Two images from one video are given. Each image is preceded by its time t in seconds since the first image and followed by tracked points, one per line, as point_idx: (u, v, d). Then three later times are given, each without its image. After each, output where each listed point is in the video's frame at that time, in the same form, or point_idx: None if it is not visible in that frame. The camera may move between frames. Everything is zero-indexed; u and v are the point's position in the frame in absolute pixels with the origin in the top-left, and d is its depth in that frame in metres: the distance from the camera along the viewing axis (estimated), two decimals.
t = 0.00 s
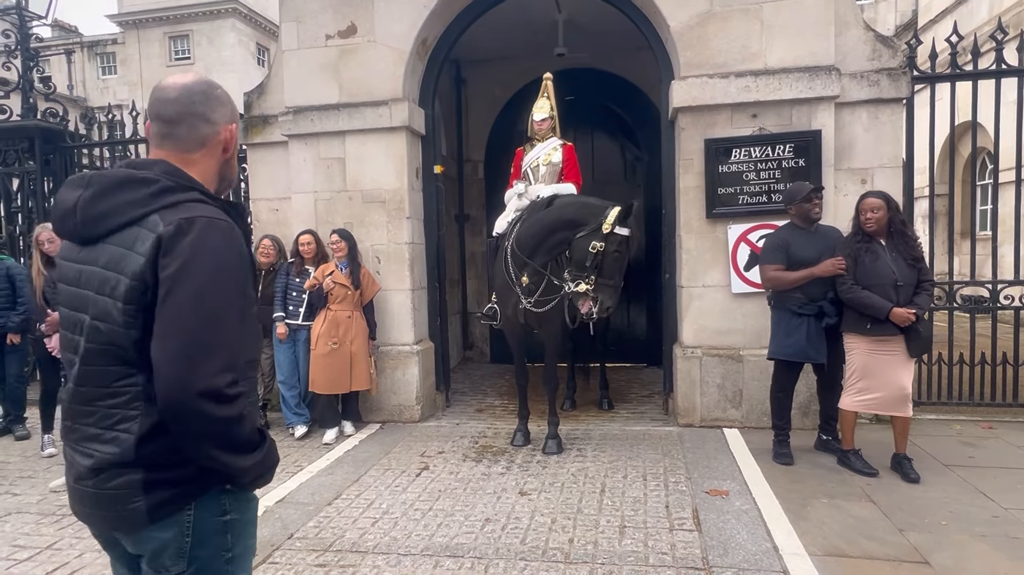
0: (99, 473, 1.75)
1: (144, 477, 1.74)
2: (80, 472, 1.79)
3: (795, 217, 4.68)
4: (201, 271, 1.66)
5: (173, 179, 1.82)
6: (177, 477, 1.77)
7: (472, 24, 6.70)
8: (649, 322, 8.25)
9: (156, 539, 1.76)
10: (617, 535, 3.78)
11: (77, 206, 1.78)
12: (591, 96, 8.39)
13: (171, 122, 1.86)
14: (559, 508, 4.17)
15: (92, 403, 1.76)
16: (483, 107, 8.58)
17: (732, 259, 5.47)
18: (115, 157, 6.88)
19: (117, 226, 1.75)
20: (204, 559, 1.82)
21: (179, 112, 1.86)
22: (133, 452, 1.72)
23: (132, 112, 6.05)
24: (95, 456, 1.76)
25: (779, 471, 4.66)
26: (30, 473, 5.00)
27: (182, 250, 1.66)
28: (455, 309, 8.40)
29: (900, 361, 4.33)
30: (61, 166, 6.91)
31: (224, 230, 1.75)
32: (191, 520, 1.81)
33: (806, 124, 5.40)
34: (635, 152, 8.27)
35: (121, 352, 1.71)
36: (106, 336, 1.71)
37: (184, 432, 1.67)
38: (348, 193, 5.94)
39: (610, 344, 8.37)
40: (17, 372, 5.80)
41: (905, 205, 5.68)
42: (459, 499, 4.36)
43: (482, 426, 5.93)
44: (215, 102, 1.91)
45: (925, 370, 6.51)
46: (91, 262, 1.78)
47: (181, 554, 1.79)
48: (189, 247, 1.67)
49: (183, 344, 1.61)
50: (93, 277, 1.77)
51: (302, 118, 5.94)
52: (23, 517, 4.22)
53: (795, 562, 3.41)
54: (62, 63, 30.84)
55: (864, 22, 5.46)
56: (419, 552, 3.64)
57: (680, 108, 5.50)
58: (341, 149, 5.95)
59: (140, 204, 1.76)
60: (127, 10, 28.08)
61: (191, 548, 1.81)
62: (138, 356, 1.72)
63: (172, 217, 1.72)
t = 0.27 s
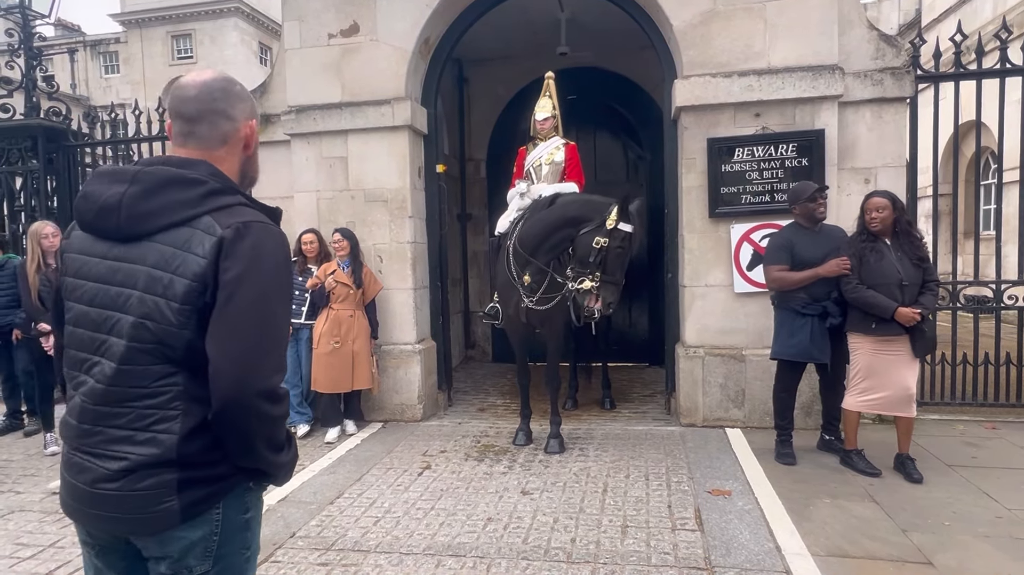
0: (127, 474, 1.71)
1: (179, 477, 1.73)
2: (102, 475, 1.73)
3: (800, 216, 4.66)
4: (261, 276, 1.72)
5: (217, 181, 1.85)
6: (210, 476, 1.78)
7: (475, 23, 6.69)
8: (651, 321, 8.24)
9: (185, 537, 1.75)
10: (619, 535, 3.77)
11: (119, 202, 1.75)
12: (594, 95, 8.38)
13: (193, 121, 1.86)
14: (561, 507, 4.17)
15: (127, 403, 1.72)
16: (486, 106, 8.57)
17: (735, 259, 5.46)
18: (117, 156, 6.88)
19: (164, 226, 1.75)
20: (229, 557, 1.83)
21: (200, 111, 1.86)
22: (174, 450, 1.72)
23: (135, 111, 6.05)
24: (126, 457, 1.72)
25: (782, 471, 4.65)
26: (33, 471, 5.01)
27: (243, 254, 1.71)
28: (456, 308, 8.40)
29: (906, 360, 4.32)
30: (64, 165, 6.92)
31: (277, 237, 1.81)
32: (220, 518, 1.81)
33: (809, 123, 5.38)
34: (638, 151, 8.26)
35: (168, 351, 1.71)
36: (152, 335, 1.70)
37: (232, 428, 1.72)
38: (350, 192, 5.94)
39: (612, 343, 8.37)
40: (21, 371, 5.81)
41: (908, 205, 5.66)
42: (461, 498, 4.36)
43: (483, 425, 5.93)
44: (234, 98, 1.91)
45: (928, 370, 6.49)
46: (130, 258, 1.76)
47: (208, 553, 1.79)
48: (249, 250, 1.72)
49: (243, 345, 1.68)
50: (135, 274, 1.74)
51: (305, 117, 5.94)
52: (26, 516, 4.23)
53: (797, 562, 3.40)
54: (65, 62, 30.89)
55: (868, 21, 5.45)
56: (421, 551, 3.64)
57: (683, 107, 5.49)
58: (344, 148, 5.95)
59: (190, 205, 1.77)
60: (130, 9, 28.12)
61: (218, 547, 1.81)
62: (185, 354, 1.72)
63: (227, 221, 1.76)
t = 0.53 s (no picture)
0: (139, 473, 1.71)
1: (190, 473, 1.74)
2: (112, 474, 1.72)
3: (804, 216, 4.65)
4: (256, 270, 1.73)
5: (202, 178, 1.84)
6: (219, 472, 1.79)
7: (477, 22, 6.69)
8: (653, 321, 8.23)
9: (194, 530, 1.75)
10: (621, 535, 3.76)
11: (105, 206, 1.73)
12: (596, 95, 8.38)
13: (164, 115, 1.84)
14: (563, 507, 4.17)
15: (135, 403, 1.71)
16: (487, 106, 8.57)
17: (737, 259, 5.44)
18: (120, 155, 6.89)
19: (154, 227, 1.74)
20: (237, 552, 1.83)
21: (170, 104, 1.83)
22: (185, 447, 1.73)
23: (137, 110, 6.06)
24: (137, 456, 1.71)
25: (784, 471, 4.64)
26: (35, 470, 5.01)
27: (237, 250, 1.71)
28: (458, 308, 8.40)
29: (910, 360, 4.29)
30: (67, 164, 6.92)
31: (268, 228, 1.82)
32: (229, 513, 1.82)
33: (812, 123, 5.37)
34: (640, 151, 8.25)
35: (174, 351, 1.71)
36: (156, 337, 1.70)
37: (241, 423, 1.74)
38: (352, 191, 5.94)
39: (614, 343, 8.36)
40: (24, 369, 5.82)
41: (911, 204, 5.65)
42: (463, 497, 4.35)
43: (485, 425, 5.92)
44: (206, 91, 1.88)
45: (931, 370, 6.48)
46: (121, 263, 1.74)
47: (217, 547, 1.79)
48: (241, 245, 1.73)
49: (245, 339, 1.69)
50: (130, 278, 1.72)
51: (307, 117, 5.94)
52: (28, 514, 4.23)
53: (800, 563, 3.39)
54: (68, 62, 30.95)
55: (872, 20, 5.43)
56: (422, 551, 3.64)
57: (685, 107, 5.47)
58: (346, 147, 5.95)
59: (178, 204, 1.77)
60: (133, 9, 28.17)
61: (226, 542, 1.81)
62: (189, 353, 1.73)
63: (217, 217, 1.77)
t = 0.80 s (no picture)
0: (145, 470, 1.71)
1: (195, 469, 1.74)
2: (118, 472, 1.71)
3: (808, 216, 4.64)
4: (250, 266, 1.73)
5: (187, 176, 1.83)
6: (225, 468, 1.80)
7: (479, 22, 6.69)
8: (655, 321, 8.22)
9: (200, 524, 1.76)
10: (623, 536, 3.76)
11: (94, 210, 1.71)
12: (598, 94, 8.37)
13: (136, 115, 1.85)
14: (565, 507, 4.16)
15: (139, 403, 1.71)
16: (489, 105, 8.57)
17: (740, 259, 5.43)
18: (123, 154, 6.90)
19: (145, 228, 1.73)
20: (243, 546, 1.84)
21: (140, 104, 1.84)
22: (191, 444, 1.74)
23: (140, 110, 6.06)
24: (143, 454, 1.71)
25: (787, 472, 4.63)
26: (37, 469, 5.01)
27: (230, 247, 1.72)
28: (460, 308, 8.39)
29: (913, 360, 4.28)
30: (70, 163, 6.93)
31: (260, 223, 1.83)
32: (235, 508, 1.83)
33: (815, 123, 5.36)
34: (642, 150, 8.24)
35: (175, 351, 1.71)
36: (157, 337, 1.70)
37: (245, 418, 1.76)
38: (354, 191, 5.94)
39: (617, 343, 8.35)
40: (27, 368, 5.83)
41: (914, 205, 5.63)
42: (464, 497, 4.35)
43: (487, 424, 5.92)
44: (178, 87, 1.88)
45: (934, 371, 6.46)
46: (114, 268, 1.73)
47: (224, 541, 1.80)
48: (233, 243, 1.73)
49: (244, 335, 1.71)
50: (126, 280, 1.72)
51: (309, 116, 5.94)
52: (31, 513, 4.24)
53: (802, 564, 3.38)
54: (71, 62, 31.00)
55: (875, 20, 5.42)
56: (424, 551, 3.63)
57: (688, 106, 5.46)
58: (348, 147, 5.95)
59: (168, 203, 1.76)
60: (136, 9, 28.22)
61: (233, 535, 1.82)
62: (189, 352, 1.73)
63: (207, 215, 1.77)
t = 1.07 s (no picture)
0: (148, 469, 1.71)
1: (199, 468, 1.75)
2: (120, 472, 1.71)
3: (810, 217, 4.65)
4: (258, 266, 1.76)
5: (194, 177, 1.84)
6: (227, 465, 1.81)
7: (481, 21, 6.69)
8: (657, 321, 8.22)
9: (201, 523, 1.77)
10: (625, 536, 3.76)
11: (103, 210, 1.70)
12: (600, 94, 8.37)
13: (153, 116, 1.84)
14: (566, 507, 4.16)
15: (144, 402, 1.71)
16: (491, 105, 8.57)
17: (742, 259, 5.43)
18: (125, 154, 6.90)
19: (153, 228, 1.73)
20: (243, 543, 1.85)
21: (159, 106, 1.83)
22: (195, 442, 1.74)
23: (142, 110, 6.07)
24: (146, 453, 1.71)
25: (789, 472, 4.62)
26: (39, 469, 5.02)
27: (238, 247, 1.74)
28: (462, 308, 8.39)
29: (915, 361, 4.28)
30: (72, 163, 6.94)
31: (267, 224, 1.85)
32: (235, 506, 1.84)
33: (817, 123, 5.35)
34: (644, 150, 8.24)
35: (183, 350, 1.72)
36: (166, 336, 1.70)
37: (250, 415, 1.78)
38: (356, 191, 5.94)
39: (618, 343, 8.35)
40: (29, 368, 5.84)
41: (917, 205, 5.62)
42: (466, 497, 4.35)
43: (489, 424, 5.92)
44: (195, 93, 1.89)
45: (936, 371, 6.44)
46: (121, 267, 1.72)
47: (225, 539, 1.81)
48: (241, 243, 1.75)
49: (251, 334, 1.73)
50: (132, 281, 1.71)
51: (311, 116, 5.94)
52: (33, 512, 4.24)
53: (804, 564, 3.38)
54: (73, 61, 31.03)
55: (877, 20, 5.41)
56: (425, 551, 3.63)
57: (690, 106, 5.46)
58: (350, 147, 5.95)
59: (175, 204, 1.77)
60: (138, 9, 28.25)
61: (234, 533, 1.83)
62: (195, 352, 1.74)
63: (216, 216, 1.78)
